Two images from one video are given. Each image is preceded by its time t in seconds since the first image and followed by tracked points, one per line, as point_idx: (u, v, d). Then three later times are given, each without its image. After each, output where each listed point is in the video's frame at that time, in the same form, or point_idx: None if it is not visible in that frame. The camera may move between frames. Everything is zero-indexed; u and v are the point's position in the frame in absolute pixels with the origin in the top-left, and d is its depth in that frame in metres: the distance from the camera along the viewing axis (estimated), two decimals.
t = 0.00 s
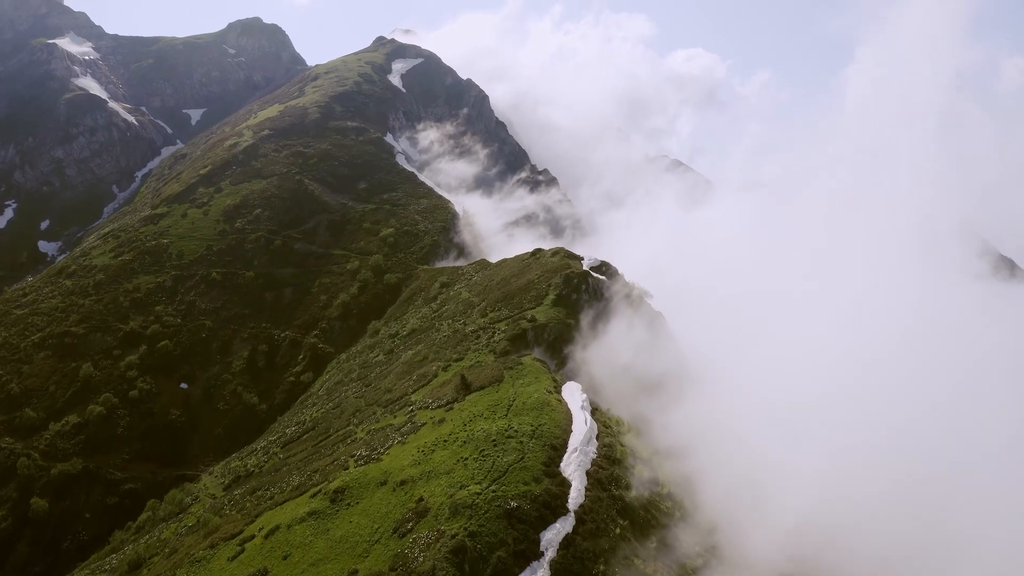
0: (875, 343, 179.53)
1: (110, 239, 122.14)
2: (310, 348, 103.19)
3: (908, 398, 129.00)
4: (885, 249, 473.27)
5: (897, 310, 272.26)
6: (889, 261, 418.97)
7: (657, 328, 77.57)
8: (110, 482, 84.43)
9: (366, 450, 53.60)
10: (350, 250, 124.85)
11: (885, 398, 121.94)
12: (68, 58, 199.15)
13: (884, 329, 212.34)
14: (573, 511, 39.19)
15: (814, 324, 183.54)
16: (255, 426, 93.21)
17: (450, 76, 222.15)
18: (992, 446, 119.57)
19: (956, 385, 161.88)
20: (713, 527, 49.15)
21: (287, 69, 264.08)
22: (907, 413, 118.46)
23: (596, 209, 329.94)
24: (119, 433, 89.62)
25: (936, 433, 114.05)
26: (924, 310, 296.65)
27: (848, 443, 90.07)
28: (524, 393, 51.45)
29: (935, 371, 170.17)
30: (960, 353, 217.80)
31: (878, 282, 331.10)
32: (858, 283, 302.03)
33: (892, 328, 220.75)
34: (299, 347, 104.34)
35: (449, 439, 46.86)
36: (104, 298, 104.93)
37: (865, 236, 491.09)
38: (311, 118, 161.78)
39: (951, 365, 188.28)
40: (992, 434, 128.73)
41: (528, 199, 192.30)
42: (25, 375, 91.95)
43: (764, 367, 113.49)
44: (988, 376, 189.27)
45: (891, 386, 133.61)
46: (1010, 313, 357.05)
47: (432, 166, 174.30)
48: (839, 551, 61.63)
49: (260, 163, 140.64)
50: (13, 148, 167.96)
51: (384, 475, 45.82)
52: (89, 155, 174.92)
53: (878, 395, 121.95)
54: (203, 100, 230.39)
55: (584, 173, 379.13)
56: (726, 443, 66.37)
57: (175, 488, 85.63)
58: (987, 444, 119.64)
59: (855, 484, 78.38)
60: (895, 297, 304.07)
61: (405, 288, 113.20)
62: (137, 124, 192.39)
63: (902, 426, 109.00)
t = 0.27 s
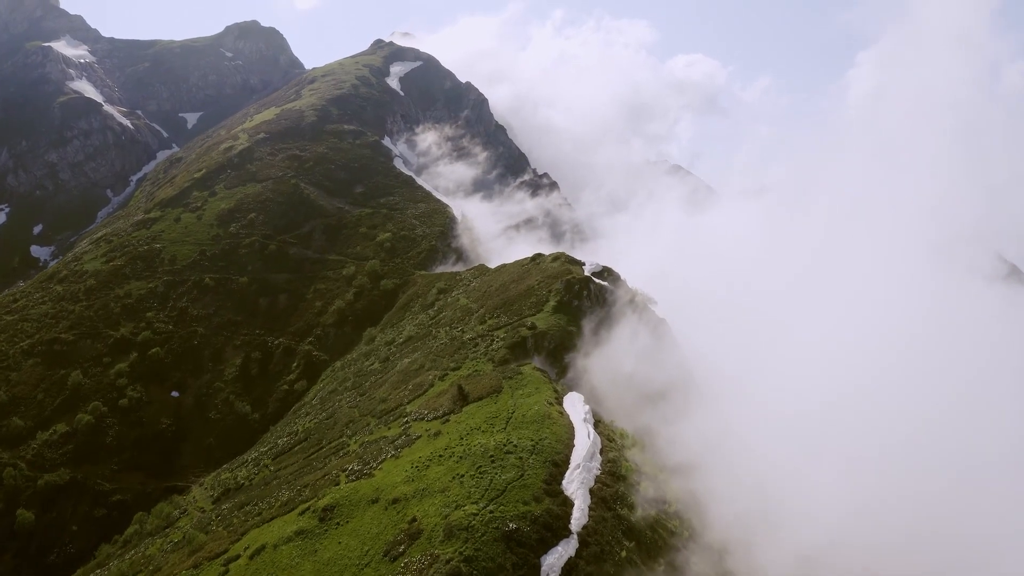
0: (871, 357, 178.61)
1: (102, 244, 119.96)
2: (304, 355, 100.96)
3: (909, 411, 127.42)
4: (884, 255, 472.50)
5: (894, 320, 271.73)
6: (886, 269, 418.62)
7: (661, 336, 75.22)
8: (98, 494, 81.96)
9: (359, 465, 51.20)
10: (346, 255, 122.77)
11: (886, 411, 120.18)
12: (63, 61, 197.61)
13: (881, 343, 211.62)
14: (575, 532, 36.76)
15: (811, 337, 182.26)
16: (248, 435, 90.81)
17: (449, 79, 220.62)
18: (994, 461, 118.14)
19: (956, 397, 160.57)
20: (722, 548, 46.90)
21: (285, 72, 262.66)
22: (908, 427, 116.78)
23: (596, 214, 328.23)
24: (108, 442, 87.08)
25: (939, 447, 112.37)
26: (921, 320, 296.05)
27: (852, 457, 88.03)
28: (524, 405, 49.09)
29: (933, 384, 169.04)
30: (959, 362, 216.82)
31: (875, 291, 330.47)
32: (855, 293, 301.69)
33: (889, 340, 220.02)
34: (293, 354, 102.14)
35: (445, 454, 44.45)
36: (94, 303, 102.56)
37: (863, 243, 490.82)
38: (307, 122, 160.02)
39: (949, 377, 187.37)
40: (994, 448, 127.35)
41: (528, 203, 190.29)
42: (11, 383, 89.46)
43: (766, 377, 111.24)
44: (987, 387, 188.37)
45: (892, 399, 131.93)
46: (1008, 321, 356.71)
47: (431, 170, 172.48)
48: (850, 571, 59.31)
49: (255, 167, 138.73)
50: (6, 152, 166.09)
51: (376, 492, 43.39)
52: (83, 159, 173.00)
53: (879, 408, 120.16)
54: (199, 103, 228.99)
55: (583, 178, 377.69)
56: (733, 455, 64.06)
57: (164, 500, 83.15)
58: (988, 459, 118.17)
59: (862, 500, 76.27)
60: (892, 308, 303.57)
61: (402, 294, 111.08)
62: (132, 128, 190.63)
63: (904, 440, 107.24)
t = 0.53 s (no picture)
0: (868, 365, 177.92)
1: (96, 247, 118.22)
2: (299, 361, 99.13)
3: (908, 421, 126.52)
4: (884, 259, 471.42)
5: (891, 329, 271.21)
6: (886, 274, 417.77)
7: (665, 341, 73.27)
8: (87, 503, 79.84)
9: (352, 477, 49.22)
10: (343, 259, 121.02)
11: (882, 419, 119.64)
12: (59, 63, 196.37)
13: (879, 353, 210.07)
14: (578, 552, 34.67)
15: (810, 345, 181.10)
16: (241, 443, 88.83)
17: (448, 82, 219.29)
18: (993, 472, 116.99)
19: (957, 408, 158.99)
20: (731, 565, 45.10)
21: (283, 75, 261.35)
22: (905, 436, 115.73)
23: (596, 218, 326.81)
24: (98, 450, 84.92)
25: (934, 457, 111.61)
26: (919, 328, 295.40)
27: (858, 468, 86.21)
28: (524, 415, 47.06)
29: (933, 394, 167.78)
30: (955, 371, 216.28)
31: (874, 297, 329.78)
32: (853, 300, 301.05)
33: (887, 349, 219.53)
34: (288, 360, 100.28)
35: (442, 467, 42.40)
36: (86, 308, 100.60)
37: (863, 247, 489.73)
38: (304, 124, 158.55)
39: (949, 387, 186.00)
40: (995, 461, 125.96)
41: (527, 206, 188.60)
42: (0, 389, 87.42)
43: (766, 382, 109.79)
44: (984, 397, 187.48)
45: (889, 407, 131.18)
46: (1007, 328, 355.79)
47: (429, 173, 170.95)
48: None
49: (251, 170, 137.08)
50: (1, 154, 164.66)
51: (369, 507, 41.40)
52: (78, 162, 171.48)
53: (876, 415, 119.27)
54: (196, 106, 227.86)
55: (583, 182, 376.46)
56: (738, 464, 62.37)
57: (155, 509, 81.03)
58: (987, 471, 117.29)
59: (870, 513, 74.36)
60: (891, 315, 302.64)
61: (399, 299, 109.27)
62: (128, 130, 189.15)
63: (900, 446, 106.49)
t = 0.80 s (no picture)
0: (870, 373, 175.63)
1: (88, 251, 116.24)
2: (294, 368, 97.07)
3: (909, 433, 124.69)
4: (885, 264, 469.73)
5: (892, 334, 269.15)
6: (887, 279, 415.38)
7: (669, 347, 71.28)
8: (75, 514, 77.51)
9: (343, 491, 47.07)
10: (339, 264, 119.09)
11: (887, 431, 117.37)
12: (54, 65, 195.10)
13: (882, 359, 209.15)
14: None
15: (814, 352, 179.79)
16: (233, 452, 86.58)
17: (446, 84, 217.88)
18: (996, 487, 115.69)
19: (958, 417, 158.18)
20: None
21: (281, 77, 260.00)
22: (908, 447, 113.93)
23: (596, 221, 325.28)
24: (86, 459, 82.53)
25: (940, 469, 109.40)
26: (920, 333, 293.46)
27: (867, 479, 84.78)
28: (524, 426, 44.85)
29: (937, 403, 166.67)
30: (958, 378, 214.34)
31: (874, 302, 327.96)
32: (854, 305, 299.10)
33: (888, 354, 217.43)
34: (282, 367, 98.20)
35: (437, 482, 40.15)
36: (77, 313, 98.45)
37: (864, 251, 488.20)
38: (300, 126, 156.90)
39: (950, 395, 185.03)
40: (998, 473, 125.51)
41: (526, 209, 186.84)
42: None
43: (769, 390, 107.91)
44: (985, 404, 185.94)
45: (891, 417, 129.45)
46: (1006, 337, 355.30)
47: (428, 176, 169.23)
48: None
49: (246, 173, 135.26)
50: None
51: (360, 525, 39.21)
52: (73, 165, 169.88)
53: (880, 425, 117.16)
54: (192, 108, 226.92)
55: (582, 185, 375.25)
56: (746, 476, 60.39)
57: (144, 521, 78.67)
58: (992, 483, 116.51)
59: (880, 525, 72.74)
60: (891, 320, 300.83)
61: (396, 304, 107.25)
62: (124, 133, 187.60)
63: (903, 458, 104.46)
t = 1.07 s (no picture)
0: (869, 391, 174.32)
1: (80, 255, 114.53)
2: (288, 374, 95.21)
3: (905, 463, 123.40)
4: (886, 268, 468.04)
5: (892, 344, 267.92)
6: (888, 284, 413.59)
7: (673, 354, 69.46)
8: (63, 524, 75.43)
9: (335, 504, 45.11)
10: (336, 268, 117.35)
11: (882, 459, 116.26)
12: (50, 67, 193.98)
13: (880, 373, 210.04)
14: None
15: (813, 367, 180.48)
16: (226, 461, 84.52)
17: (446, 86, 216.65)
18: (986, 514, 116.42)
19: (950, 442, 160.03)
20: None
21: (279, 79, 258.57)
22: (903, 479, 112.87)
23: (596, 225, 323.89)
24: (76, 467, 80.40)
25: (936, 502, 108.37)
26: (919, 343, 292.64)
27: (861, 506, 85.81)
28: (524, 437, 42.86)
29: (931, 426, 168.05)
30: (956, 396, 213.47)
31: (874, 310, 326.57)
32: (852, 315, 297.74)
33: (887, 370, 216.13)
34: (276, 373, 96.31)
35: (433, 498, 38.12)
36: (68, 318, 96.49)
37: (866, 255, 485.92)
38: (297, 128, 155.51)
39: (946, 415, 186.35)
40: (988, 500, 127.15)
41: (526, 212, 185.15)
42: None
43: (767, 407, 106.27)
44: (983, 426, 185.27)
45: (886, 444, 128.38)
46: (1007, 344, 354.28)
47: (426, 178, 167.65)
48: None
49: (242, 175, 133.62)
50: None
51: (351, 543, 37.24)
52: (68, 168, 168.46)
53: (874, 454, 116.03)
54: (189, 111, 226.11)
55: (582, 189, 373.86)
56: (752, 493, 58.87)
57: (134, 531, 76.51)
58: (980, 508, 118.18)
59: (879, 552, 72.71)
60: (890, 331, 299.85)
61: (393, 309, 105.40)
62: (120, 136, 186.20)
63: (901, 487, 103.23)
